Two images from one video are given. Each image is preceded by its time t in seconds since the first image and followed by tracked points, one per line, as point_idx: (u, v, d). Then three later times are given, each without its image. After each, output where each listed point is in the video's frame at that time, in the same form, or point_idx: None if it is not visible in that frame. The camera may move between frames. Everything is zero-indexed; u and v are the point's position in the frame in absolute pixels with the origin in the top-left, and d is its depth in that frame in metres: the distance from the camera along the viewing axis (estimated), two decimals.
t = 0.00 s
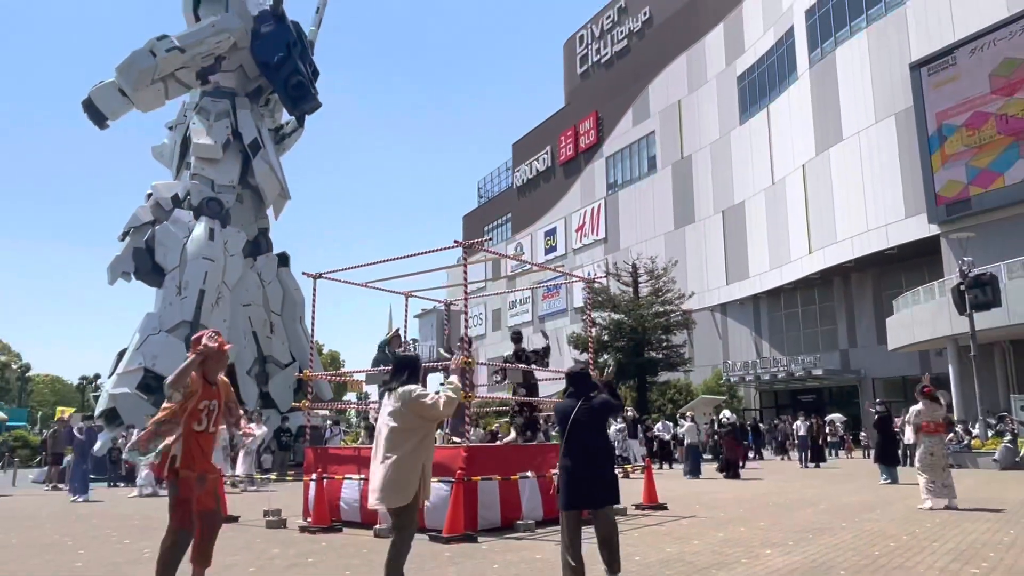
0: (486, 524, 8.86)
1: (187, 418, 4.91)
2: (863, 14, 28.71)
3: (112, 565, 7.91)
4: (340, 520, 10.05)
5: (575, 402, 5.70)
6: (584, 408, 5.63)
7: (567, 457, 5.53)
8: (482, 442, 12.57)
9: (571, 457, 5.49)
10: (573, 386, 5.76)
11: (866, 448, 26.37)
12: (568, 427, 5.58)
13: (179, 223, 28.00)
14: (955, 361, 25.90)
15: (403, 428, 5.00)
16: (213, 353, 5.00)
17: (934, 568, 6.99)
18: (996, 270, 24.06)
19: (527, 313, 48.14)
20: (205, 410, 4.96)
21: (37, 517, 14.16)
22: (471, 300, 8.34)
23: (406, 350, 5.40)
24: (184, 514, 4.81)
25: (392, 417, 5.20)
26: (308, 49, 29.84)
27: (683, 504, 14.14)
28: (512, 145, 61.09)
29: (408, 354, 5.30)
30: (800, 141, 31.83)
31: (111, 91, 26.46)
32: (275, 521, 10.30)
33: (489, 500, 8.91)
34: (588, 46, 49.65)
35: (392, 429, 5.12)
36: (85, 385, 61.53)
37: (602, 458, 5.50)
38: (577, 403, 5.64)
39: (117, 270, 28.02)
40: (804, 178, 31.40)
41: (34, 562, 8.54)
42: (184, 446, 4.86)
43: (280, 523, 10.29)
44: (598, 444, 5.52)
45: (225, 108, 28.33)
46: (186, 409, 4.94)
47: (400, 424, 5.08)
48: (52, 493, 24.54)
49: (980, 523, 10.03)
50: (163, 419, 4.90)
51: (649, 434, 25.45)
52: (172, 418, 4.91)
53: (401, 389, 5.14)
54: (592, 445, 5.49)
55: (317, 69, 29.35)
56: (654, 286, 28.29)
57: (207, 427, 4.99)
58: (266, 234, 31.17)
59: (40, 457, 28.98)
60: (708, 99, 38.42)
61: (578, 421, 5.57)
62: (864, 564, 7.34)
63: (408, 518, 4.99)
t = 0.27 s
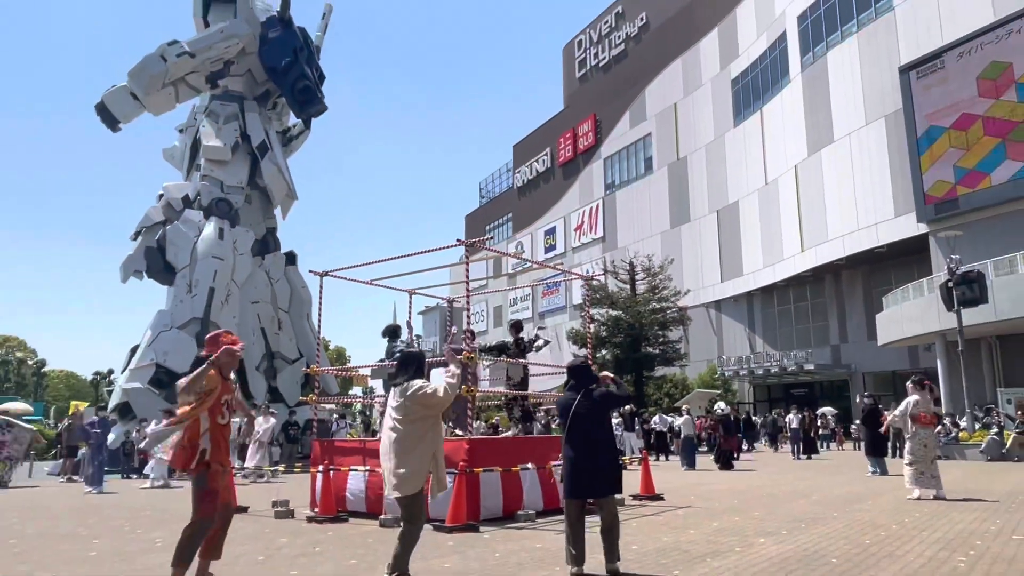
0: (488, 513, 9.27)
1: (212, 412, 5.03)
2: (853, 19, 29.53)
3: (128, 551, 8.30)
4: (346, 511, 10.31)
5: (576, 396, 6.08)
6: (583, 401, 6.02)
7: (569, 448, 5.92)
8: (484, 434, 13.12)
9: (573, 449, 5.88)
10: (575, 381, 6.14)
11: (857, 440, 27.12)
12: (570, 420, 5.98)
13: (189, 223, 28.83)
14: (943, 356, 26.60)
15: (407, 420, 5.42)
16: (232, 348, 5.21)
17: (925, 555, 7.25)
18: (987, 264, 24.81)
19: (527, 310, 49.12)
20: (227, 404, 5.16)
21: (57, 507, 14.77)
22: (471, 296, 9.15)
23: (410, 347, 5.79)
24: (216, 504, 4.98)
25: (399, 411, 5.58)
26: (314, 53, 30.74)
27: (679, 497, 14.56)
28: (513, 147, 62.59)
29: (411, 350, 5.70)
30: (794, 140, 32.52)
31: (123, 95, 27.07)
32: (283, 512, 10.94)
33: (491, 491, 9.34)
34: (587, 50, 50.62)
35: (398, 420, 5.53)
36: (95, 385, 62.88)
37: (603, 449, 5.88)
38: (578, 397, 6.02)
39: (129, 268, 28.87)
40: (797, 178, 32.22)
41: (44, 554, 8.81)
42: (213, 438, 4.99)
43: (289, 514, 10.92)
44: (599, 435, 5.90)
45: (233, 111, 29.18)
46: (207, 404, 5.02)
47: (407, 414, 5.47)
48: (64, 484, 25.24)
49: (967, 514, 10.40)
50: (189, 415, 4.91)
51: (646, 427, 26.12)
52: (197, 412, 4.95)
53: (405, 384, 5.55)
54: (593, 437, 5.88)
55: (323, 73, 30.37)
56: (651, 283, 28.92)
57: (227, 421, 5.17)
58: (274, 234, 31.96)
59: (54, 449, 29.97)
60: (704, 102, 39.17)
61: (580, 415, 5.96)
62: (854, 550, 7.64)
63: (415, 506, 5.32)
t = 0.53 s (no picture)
0: (494, 486, 9.48)
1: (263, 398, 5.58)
2: (815, 47, 34.38)
3: (183, 500, 9.76)
4: (367, 484, 10.29)
5: (580, 385, 6.95)
6: (587, 391, 6.89)
7: (570, 430, 6.77)
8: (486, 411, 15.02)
9: (575, 436, 6.72)
10: (579, 373, 7.08)
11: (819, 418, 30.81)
12: (572, 405, 6.87)
13: (230, 228, 32.70)
14: (895, 344, 29.92)
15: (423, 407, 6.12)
16: (264, 339, 5.74)
17: (888, 511, 8.16)
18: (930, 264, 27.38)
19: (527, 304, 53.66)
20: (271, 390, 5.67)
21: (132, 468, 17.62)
22: (478, 292, 12.41)
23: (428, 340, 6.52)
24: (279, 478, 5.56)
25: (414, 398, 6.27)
26: (338, 77, 34.59)
27: (660, 457, 17.08)
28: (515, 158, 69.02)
29: (430, 343, 6.41)
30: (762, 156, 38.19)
31: (170, 114, 30.06)
32: (310, 482, 10.53)
33: (498, 466, 9.53)
34: (579, 76, 59.77)
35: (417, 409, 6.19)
36: (146, 368, 70.10)
37: (601, 434, 6.68)
38: (580, 386, 6.93)
39: (177, 268, 32.48)
40: (765, 188, 37.68)
41: (149, 488, 11.39)
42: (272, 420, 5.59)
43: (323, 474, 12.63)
44: (597, 421, 6.74)
45: (267, 129, 33.07)
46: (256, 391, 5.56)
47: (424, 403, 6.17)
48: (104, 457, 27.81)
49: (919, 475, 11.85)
50: (247, 401, 5.47)
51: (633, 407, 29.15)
52: (254, 398, 5.51)
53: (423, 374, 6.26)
54: (591, 423, 6.73)
55: (347, 95, 34.35)
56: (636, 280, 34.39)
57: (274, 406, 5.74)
58: (304, 237, 36.11)
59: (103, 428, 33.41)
60: (681, 122, 46.70)
61: (580, 401, 6.84)
62: (811, 503, 8.90)
63: (432, 482, 5.95)
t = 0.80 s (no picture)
0: (495, 478, 9.83)
1: (272, 395, 6.06)
2: (811, 47, 34.87)
3: (191, 493, 9.91)
4: (371, 476, 10.85)
5: (582, 380, 6.98)
6: (589, 385, 6.93)
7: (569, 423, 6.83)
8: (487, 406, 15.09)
9: (574, 427, 6.77)
10: (580, 367, 7.07)
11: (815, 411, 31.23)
12: (575, 398, 6.88)
13: (235, 226, 33.34)
14: (889, 340, 30.14)
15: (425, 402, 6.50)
16: (270, 339, 6.24)
17: (890, 494, 8.19)
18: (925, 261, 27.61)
19: (528, 300, 54.48)
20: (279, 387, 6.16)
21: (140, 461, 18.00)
22: (480, 290, 12.72)
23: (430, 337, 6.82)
24: (285, 471, 5.98)
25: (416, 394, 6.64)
26: (342, 77, 35.15)
27: (659, 447, 17.36)
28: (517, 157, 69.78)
29: (429, 340, 6.71)
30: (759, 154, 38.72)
31: (177, 114, 30.55)
32: (314, 475, 11.11)
33: (498, 458, 9.91)
34: (579, 75, 60.20)
35: (417, 402, 6.54)
36: (153, 362, 71.39)
37: (599, 427, 6.79)
38: (581, 380, 6.96)
39: (184, 265, 33.36)
40: (762, 186, 38.25)
41: (159, 480, 11.66)
42: (281, 415, 6.06)
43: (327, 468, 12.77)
44: (595, 415, 6.85)
45: (273, 129, 33.70)
46: (265, 388, 6.06)
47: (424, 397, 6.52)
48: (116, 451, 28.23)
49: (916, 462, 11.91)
50: (256, 397, 5.96)
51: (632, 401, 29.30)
52: (263, 395, 6.01)
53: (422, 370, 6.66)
54: (590, 416, 6.82)
55: (351, 95, 35.07)
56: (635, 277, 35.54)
57: (284, 401, 6.21)
58: (308, 235, 36.82)
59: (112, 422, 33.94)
60: (679, 120, 47.25)
61: (581, 395, 6.88)
62: (810, 487, 8.98)
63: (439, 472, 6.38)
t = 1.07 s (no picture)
0: (497, 473, 9.85)
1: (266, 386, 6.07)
2: (815, 40, 34.74)
3: (194, 488, 9.93)
4: (374, 470, 10.88)
5: (580, 377, 7.00)
6: (587, 383, 6.98)
7: (567, 418, 6.84)
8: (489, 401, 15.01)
9: (570, 420, 6.83)
10: (575, 364, 7.07)
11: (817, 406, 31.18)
12: (573, 395, 6.90)
13: (237, 222, 33.43)
14: (893, 335, 30.01)
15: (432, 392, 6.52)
16: (273, 330, 6.28)
17: (892, 489, 8.18)
18: (929, 255, 27.61)
19: (530, 296, 54.52)
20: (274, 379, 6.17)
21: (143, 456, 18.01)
22: (483, 284, 12.70)
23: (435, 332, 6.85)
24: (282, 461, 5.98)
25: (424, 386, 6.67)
26: (343, 72, 35.12)
27: (661, 443, 17.37)
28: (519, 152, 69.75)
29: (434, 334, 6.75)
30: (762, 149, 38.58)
31: (178, 109, 30.55)
32: (318, 469, 11.15)
33: (500, 453, 9.92)
34: (581, 69, 60.05)
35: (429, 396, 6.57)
36: (157, 356, 71.65)
37: (593, 425, 6.89)
38: (580, 377, 6.98)
39: (186, 260, 33.29)
40: (765, 180, 38.15)
41: (163, 475, 11.69)
42: (273, 406, 6.05)
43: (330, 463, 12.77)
44: (591, 412, 6.93)
45: (275, 124, 33.72)
46: (260, 379, 6.08)
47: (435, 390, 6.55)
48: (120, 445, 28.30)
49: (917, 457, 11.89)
50: (248, 388, 5.99)
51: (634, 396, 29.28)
52: (255, 386, 6.02)
53: (429, 363, 6.68)
54: (587, 413, 6.89)
55: (352, 90, 35.02)
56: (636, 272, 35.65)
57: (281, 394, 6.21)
58: (310, 230, 36.83)
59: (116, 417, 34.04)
60: (682, 115, 47.08)
61: (581, 392, 6.91)
62: (812, 482, 8.97)
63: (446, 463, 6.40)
